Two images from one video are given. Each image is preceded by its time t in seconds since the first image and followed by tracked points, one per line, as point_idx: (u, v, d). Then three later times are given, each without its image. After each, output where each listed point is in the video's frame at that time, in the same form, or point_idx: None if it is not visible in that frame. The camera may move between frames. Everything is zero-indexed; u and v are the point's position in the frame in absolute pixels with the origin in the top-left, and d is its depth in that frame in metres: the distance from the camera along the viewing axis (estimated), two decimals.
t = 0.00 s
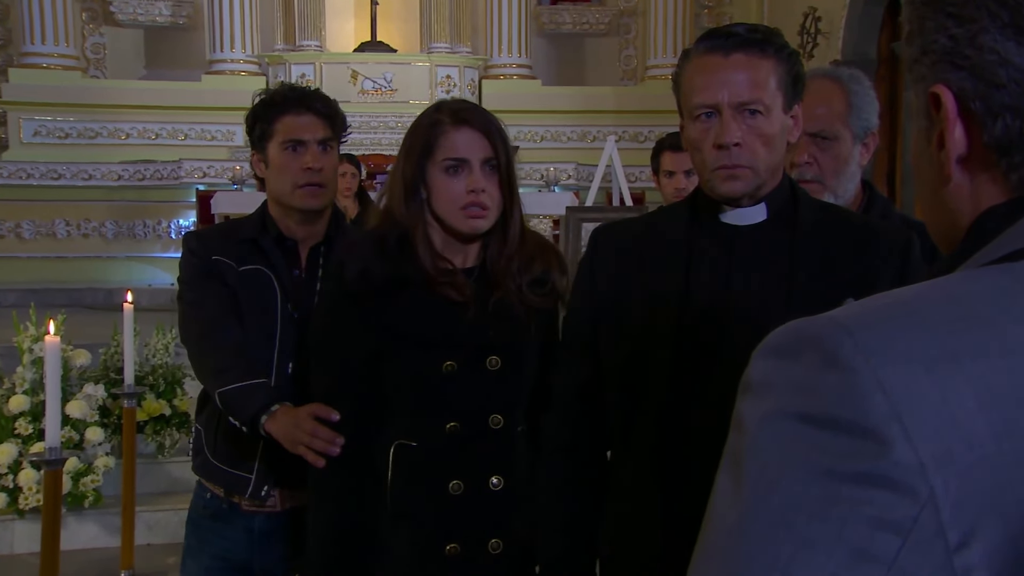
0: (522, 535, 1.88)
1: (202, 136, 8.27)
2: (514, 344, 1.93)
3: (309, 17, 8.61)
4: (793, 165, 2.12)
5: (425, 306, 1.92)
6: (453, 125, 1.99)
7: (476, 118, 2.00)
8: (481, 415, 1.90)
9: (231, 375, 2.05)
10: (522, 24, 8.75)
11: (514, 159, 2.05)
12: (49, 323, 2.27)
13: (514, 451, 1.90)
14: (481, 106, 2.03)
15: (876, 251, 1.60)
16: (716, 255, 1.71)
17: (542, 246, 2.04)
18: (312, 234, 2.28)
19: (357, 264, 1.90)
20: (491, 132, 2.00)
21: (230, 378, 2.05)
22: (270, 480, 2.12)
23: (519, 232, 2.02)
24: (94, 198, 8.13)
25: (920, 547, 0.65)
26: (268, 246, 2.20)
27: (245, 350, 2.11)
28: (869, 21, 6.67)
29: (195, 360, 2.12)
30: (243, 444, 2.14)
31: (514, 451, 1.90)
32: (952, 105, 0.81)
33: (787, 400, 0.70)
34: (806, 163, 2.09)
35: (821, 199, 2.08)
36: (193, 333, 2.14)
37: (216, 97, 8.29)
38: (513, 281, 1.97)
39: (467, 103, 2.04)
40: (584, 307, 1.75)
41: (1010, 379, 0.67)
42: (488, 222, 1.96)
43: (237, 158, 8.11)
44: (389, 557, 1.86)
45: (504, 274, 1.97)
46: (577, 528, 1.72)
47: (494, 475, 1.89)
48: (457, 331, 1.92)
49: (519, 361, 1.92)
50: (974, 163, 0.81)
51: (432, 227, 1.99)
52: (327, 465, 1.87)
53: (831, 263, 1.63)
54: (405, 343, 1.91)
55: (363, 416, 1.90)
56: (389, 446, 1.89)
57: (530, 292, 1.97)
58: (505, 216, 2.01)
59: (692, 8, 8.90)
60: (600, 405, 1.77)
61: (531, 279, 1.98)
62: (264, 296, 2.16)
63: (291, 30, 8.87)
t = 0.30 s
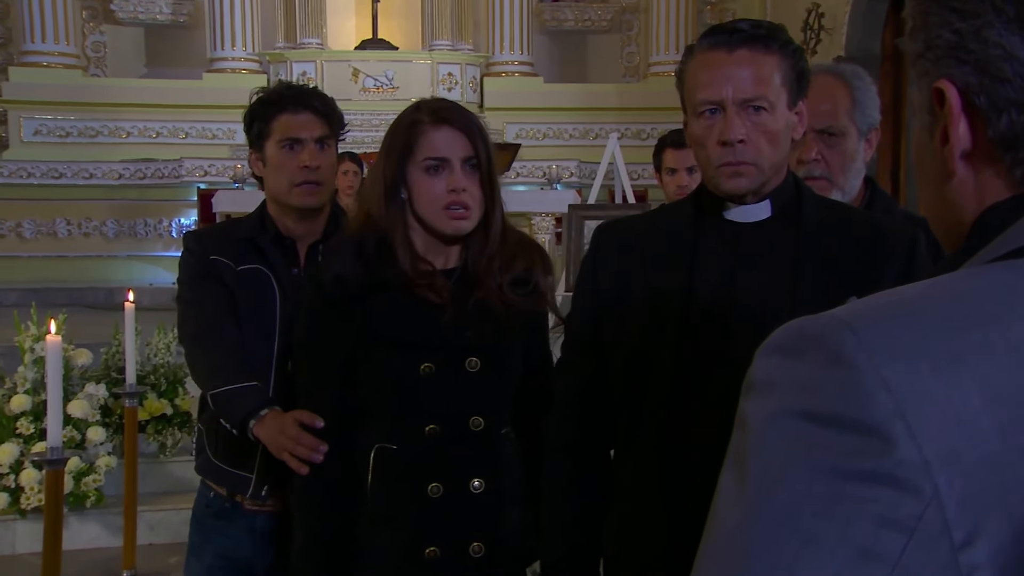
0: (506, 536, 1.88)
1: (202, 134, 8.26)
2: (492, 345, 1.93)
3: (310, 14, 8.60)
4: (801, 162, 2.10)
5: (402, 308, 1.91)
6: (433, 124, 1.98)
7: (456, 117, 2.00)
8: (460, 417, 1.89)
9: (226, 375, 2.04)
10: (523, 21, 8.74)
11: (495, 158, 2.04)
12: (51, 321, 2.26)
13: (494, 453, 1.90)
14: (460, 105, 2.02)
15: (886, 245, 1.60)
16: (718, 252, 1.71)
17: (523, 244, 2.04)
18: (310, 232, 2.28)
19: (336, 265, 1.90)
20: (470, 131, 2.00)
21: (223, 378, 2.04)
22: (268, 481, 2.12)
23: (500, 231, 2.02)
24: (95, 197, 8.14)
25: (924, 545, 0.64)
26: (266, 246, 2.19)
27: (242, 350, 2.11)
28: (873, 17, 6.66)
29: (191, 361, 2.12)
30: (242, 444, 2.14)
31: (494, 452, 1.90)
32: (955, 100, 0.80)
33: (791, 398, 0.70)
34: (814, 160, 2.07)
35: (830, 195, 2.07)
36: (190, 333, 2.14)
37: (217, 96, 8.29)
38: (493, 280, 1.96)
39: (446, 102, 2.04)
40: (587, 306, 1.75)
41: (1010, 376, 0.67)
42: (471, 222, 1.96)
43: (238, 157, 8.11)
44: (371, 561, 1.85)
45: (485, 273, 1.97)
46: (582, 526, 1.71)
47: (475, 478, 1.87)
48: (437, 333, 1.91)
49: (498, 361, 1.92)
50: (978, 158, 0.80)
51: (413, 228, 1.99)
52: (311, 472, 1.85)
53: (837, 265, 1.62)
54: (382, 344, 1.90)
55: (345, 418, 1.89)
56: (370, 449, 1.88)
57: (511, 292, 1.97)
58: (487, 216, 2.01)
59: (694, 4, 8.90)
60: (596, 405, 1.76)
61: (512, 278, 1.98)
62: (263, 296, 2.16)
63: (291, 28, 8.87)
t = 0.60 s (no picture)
0: (490, 543, 1.85)
1: (200, 138, 8.25)
2: (473, 354, 1.90)
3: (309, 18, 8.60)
4: (801, 167, 2.10)
5: (377, 316, 1.89)
6: (418, 128, 1.96)
7: (442, 121, 1.98)
8: (440, 425, 1.86)
9: (217, 382, 2.05)
10: (523, 25, 8.74)
11: (481, 162, 2.02)
12: (47, 326, 2.26)
13: (482, 460, 1.87)
14: (446, 107, 2.00)
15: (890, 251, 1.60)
16: (716, 257, 1.70)
17: (509, 248, 2.02)
18: (303, 235, 2.27)
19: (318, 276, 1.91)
20: (456, 134, 1.98)
21: (214, 387, 2.05)
22: (260, 485, 2.10)
23: (485, 235, 2.00)
24: (92, 201, 8.14)
25: (922, 549, 0.63)
26: (258, 250, 2.19)
27: (233, 355, 2.10)
28: (873, 20, 6.68)
29: (183, 367, 2.11)
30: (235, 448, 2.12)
31: (481, 460, 1.87)
32: (955, 104, 0.80)
33: (789, 401, 0.69)
34: (814, 164, 2.07)
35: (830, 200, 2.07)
36: (183, 337, 2.13)
37: (216, 99, 8.29)
38: (477, 284, 1.94)
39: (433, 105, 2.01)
40: (584, 311, 1.74)
41: (1010, 377, 0.66)
42: (456, 227, 1.95)
43: (236, 160, 8.11)
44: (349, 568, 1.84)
45: (469, 277, 1.95)
46: (580, 530, 1.71)
47: (457, 487, 1.84)
48: (418, 343, 1.88)
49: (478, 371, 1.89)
50: (978, 161, 0.80)
51: (398, 234, 1.97)
52: (297, 482, 1.87)
53: (833, 271, 1.62)
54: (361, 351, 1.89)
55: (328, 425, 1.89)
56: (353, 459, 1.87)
57: (493, 296, 1.94)
58: (472, 220, 2.00)
59: (694, 8, 8.90)
60: (589, 410, 1.74)
61: (495, 282, 1.96)
62: (254, 301, 2.15)
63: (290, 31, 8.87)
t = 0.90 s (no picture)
0: (487, 551, 1.84)
1: (201, 143, 8.23)
2: (468, 362, 1.90)
3: (309, 23, 8.62)
4: (802, 171, 2.09)
5: (373, 327, 1.89)
6: (413, 132, 1.96)
7: (436, 126, 1.98)
8: (435, 435, 1.86)
9: (211, 386, 2.04)
10: (523, 29, 8.75)
11: (477, 167, 2.02)
12: (46, 332, 2.26)
13: (476, 468, 1.87)
14: (441, 112, 2.00)
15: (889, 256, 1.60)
16: (715, 263, 1.69)
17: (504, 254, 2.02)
18: (288, 240, 2.26)
19: (312, 288, 1.89)
20: (451, 139, 1.98)
21: (205, 390, 2.04)
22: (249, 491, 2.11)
23: (481, 240, 1.99)
24: (92, 206, 8.15)
25: (922, 554, 0.63)
26: (244, 256, 2.18)
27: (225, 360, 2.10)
28: (874, 25, 6.69)
29: (173, 374, 2.12)
30: (225, 454, 2.13)
31: (475, 468, 1.87)
32: (956, 109, 0.80)
33: (788, 407, 0.69)
34: (816, 169, 2.07)
35: (832, 205, 2.07)
36: (172, 343, 2.14)
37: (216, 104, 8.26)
38: (473, 290, 1.93)
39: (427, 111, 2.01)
40: (585, 316, 1.74)
41: (1010, 381, 0.66)
42: (451, 231, 1.94)
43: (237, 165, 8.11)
44: None
45: (464, 283, 1.94)
46: (579, 536, 1.70)
47: (451, 497, 1.83)
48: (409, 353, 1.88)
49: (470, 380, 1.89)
50: (978, 166, 0.80)
51: (393, 240, 1.97)
52: (291, 490, 1.85)
53: (832, 277, 1.62)
54: (354, 361, 1.88)
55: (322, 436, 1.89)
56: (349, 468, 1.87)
57: (489, 302, 1.94)
58: (469, 225, 1.99)
59: (695, 11, 8.91)
60: (587, 417, 1.74)
61: (491, 288, 1.95)
62: (242, 308, 2.16)
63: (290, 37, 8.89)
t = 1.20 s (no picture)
0: (489, 557, 1.84)
1: (202, 146, 8.25)
2: (472, 368, 1.90)
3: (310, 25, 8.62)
4: (803, 173, 2.09)
5: (372, 337, 1.88)
6: (417, 133, 1.97)
7: (442, 127, 1.98)
8: (438, 440, 1.86)
9: (208, 388, 2.04)
10: (524, 32, 8.75)
11: (482, 168, 2.03)
12: (46, 336, 2.27)
13: (477, 473, 1.87)
14: (446, 113, 2.00)
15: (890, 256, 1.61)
16: (717, 265, 1.69)
17: (509, 257, 2.02)
18: (281, 245, 2.27)
19: (314, 296, 1.89)
20: (456, 140, 1.98)
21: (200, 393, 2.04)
22: (243, 496, 2.12)
23: (486, 243, 1.99)
24: (92, 209, 8.16)
25: (918, 552, 0.64)
26: (238, 260, 2.18)
27: (221, 364, 2.10)
28: (875, 27, 6.71)
29: (170, 375, 2.12)
30: (219, 458, 2.13)
31: (476, 474, 1.86)
32: (956, 112, 0.80)
33: (786, 406, 0.69)
34: (817, 171, 2.07)
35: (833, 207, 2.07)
36: (167, 347, 2.14)
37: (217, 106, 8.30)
38: (477, 293, 1.94)
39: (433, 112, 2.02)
40: (586, 317, 1.74)
41: (1007, 383, 0.66)
42: (456, 233, 1.94)
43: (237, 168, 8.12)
44: None
45: (468, 287, 1.94)
46: (578, 539, 1.71)
47: (456, 503, 1.83)
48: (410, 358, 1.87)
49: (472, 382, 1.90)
50: (979, 169, 0.80)
51: (397, 242, 1.98)
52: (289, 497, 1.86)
53: (832, 278, 1.62)
54: (356, 367, 1.88)
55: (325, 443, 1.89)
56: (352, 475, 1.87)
57: (492, 305, 1.94)
58: (474, 228, 1.99)
59: (696, 13, 8.93)
60: (588, 419, 1.75)
61: (495, 293, 1.96)
62: (236, 312, 2.15)
63: (291, 39, 8.89)
